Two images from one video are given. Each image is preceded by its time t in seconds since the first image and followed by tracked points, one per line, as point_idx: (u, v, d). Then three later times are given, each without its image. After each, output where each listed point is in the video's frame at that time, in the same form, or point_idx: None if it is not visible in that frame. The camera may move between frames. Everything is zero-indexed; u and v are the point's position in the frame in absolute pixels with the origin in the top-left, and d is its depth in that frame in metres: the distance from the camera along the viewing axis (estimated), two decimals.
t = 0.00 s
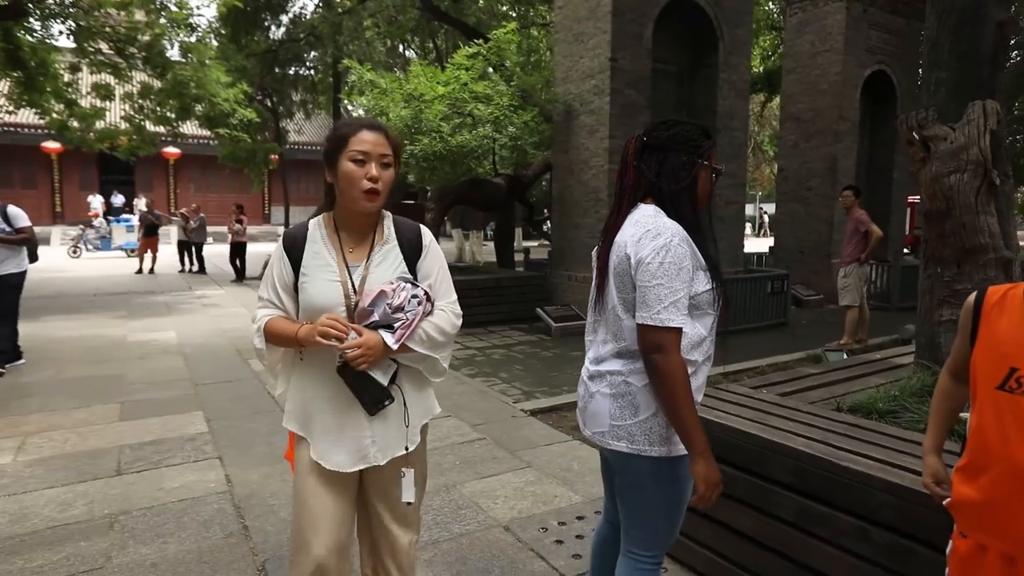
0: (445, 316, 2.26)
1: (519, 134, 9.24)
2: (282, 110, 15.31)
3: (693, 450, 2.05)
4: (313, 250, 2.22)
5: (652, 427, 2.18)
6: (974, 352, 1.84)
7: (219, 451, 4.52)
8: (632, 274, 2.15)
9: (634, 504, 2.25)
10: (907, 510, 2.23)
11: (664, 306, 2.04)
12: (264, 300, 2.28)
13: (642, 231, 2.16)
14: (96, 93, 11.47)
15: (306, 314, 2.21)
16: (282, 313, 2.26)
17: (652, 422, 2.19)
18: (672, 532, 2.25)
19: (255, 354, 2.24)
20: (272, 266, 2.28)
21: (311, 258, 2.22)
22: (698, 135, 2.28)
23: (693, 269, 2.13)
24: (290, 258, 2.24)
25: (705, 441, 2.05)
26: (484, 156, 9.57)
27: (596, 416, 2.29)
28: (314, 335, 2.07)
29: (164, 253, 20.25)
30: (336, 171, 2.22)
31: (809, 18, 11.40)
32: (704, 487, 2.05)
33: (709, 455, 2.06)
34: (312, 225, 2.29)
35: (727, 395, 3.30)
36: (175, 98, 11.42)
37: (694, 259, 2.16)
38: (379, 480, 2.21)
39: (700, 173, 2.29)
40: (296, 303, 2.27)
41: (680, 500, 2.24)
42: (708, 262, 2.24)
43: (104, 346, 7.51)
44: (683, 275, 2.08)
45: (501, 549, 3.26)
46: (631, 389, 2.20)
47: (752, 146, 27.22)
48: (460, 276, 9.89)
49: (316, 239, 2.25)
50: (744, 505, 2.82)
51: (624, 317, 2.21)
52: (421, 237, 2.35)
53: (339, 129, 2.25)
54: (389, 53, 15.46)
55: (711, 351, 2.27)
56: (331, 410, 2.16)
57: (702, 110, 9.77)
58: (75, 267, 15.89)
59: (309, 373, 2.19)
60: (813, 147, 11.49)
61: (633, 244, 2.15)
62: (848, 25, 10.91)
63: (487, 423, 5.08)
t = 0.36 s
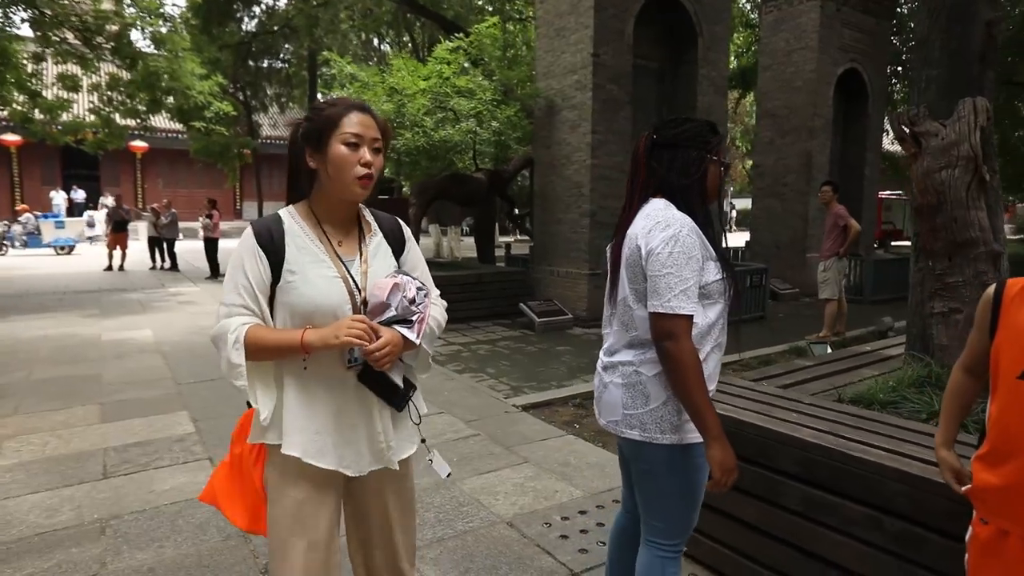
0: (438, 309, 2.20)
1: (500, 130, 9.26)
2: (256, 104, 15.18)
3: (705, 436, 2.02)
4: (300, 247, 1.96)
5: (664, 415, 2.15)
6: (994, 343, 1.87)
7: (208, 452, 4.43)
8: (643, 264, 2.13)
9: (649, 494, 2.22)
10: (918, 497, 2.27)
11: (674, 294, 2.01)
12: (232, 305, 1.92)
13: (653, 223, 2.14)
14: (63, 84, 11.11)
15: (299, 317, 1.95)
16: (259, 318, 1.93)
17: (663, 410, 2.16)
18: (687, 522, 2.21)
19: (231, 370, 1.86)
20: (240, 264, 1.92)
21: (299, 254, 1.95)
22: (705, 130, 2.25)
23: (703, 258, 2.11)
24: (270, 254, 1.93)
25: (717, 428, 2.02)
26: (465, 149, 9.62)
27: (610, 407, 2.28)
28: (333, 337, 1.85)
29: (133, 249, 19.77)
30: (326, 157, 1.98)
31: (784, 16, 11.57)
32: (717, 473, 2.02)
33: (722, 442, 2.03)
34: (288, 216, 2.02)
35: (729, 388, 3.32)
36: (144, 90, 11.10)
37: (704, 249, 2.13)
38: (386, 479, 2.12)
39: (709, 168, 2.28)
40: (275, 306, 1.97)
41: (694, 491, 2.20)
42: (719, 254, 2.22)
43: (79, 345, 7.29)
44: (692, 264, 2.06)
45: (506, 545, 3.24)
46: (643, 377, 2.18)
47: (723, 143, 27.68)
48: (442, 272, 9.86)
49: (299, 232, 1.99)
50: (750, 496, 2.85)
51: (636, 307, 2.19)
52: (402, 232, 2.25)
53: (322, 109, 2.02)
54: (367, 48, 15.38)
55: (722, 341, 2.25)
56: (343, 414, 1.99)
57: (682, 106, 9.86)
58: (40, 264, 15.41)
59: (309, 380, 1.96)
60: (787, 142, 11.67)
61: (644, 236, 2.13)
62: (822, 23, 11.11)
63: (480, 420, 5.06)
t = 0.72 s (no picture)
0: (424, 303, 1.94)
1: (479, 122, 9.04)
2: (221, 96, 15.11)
3: (697, 418, 1.95)
4: (269, 241, 1.66)
5: (665, 400, 2.07)
6: (1000, 329, 1.83)
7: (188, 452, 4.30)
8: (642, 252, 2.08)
9: (650, 483, 2.15)
10: (917, 480, 2.29)
11: (669, 279, 1.95)
12: (192, 313, 1.61)
13: (651, 212, 2.09)
14: (17, 72, 10.65)
15: (272, 323, 1.65)
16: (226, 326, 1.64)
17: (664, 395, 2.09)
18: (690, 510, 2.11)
19: (194, 388, 1.57)
20: (199, 264, 1.61)
21: (269, 249, 1.66)
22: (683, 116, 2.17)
23: (702, 244, 2.04)
24: (235, 251, 1.62)
25: (710, 412, 1.96)
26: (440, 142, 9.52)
27: (611, 394, 2.22)
28: (312, 343, 1.57)
29: (93, 245, 19.17)
30: (297, 137, 1.69)
31: (754, 11, 11.72)
32: (711, 457, 1.96)
33: (715, 426, 1.96)
34: (253, 207, 1.72)
35: (723, 376, 3.36)
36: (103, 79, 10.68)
37: (703, 234, 2.06)
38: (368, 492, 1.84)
39: (700, 152, 2.22)
40: (243, 310, 1.67)
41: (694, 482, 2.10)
42: (719, 240, 2.15)
43: (42, 344, 7.03)
44: (691, 249, 1.99)
45: (504, 539, 3.20)
46: (643, 362, 2.12)
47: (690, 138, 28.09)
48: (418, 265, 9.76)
49: (267, 224, 1.69)
50: (749, 483, 2.87)
51: (636, 294, 2.15)
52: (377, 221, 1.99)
53: (288, 83, 1.72)
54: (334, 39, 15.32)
55: (725, 329, 2.18)
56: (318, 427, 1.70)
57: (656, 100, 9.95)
58: None
59: (281, 391, 1.67)
60: (756, 137, 11.84)
61: (642, 225, 2.09)
62: (791, 19, 11.29)
63: (466, 413, 5.03)
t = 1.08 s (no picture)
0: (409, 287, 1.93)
1: (454, 113, 8.98)
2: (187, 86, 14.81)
3: (681, 402, 1.96)
4: (255, 235, 1.58)
5: (653, 383, 2.06)
6: (982, 309, 1.86)
7: (166, 450, 4.22)
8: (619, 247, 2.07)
9: (643, 468, 2.12)
10: (899, 461, 2.36)
11: (646, 273, 1.94)
12: (177, 315, 1.51)
13: (626, 207, 2.07)
14: None
15: (262, 319, 1.57)
16: (211, 325, 1.55)
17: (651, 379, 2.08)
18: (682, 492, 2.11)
19: (185, 396, 1.48)
20: (179, 262, 1.50)
21: (253, 241, 1.57)
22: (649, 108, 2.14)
23: (678, 232, 2.02)
24: (216, 245, 1.52)
25: (695, 395, 1.96)
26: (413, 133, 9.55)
27: (600, 381, 2.21)
28: (313, 338, 1.51)
29: (52, 239, 18.57)
30: (284, 120, 1.62)
31: (723, 5, 11.84)
32: (702, 434, 1.95)
33: (703, 407, 1.97)
34: (228, 197, 1.61)
35: (707, 364, 3.41)
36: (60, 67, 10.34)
37: (679, 222, 2.03)
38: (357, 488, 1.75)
39: (663, 137, 2.18)
40: (227, 307, 1.58)
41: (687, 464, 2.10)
42: (698, 227, 2.11)
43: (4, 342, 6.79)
44: (666, 239, 1.96)
45: (493, 529, 3.21)
46: (629, 349, 2.10)
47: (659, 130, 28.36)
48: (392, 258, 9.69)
49: (247, 214, 1.60)
50: (734, 468, 2.91)
51: (617, 284, 2.15)
52: (355, 208, 1.95)
53: (263, 65, 1.62)
54: (303, 27, 15.00)
55: (709, 312, 2.14)
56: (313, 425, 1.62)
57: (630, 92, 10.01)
58: None
59: (276, 392, 1.59)
60: (726, 129, 11.98)
61: (617, 220, 2.07)
62: (759, 13, 11.45)
63: (448, 406, 5.02)
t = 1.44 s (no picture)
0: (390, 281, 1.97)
1: (420, 113, 8.97)
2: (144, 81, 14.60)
3: (640, 399, 1.99)
4: (244, 238, 1.55)
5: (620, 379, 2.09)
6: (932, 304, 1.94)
7: (129, 456, 4.12)
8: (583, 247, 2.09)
9: (615, 462, 2.15)
10: (861, 450, 2.45)
11: (610, 272, 1.97)
12: (171, 325, 1.45)
13: (589, 208, 2.09)
14: None
15: (256, 322, 1.55)
16: (205, 332, 1.50)
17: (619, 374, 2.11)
18: (648, 482, 2.14)
19: (186, 406, 1.42)
20: (169, 271, 1.44)
21: (241, 243, 1.54)
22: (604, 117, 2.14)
23: (640, 232, 2.05)
24: (206, 251, 1.48)
25: (653, 390, 1.99)
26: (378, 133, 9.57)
27: (569, 378, 2.23)
28: (317, 333, 1.53)
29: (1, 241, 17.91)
30: (262, 121, 1.60)
31: (686, 7, 12.03)
32: (654, 433, 2.00)
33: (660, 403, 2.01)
34: (206, 200, 1.57)
35: (675, 359, 3.48)
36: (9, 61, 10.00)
37: (641, 222, 2.06)
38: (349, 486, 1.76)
39: (621, 139, 2.17)
40: (217, 313, 1.53)
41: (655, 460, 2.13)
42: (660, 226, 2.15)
43: None
44: (632, 239, 2.00)
45: (467, 527, 3.22)
46: (596, 346, 2.13)
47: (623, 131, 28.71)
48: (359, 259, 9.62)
49: (230, 217, 1.57)
50: (703, 461, 2.97)
51: (583, 283, 2.17)
52: (323, 205, 1.95)
53: (238, 65, 1.58)
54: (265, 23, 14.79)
55: (672, 307, 2.19)
56: (314, 421, 1.62)
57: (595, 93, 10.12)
58: None
59: (279, 390, 1.56)
60: (689, 130, 12.19)
61: (581, 222, 2.09)
62: (721, 17, 11.67)
63: (419, 406, 5.02)
